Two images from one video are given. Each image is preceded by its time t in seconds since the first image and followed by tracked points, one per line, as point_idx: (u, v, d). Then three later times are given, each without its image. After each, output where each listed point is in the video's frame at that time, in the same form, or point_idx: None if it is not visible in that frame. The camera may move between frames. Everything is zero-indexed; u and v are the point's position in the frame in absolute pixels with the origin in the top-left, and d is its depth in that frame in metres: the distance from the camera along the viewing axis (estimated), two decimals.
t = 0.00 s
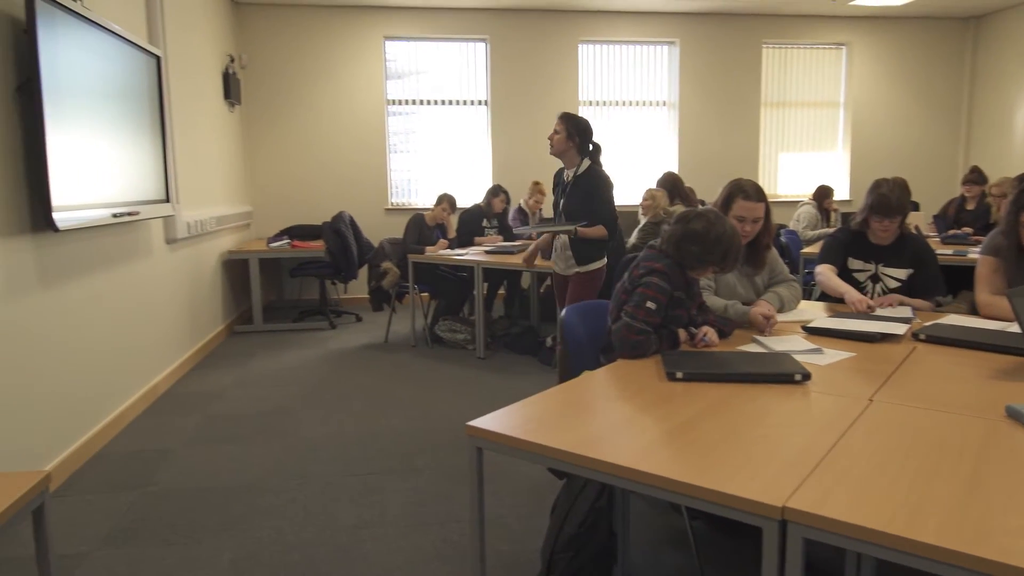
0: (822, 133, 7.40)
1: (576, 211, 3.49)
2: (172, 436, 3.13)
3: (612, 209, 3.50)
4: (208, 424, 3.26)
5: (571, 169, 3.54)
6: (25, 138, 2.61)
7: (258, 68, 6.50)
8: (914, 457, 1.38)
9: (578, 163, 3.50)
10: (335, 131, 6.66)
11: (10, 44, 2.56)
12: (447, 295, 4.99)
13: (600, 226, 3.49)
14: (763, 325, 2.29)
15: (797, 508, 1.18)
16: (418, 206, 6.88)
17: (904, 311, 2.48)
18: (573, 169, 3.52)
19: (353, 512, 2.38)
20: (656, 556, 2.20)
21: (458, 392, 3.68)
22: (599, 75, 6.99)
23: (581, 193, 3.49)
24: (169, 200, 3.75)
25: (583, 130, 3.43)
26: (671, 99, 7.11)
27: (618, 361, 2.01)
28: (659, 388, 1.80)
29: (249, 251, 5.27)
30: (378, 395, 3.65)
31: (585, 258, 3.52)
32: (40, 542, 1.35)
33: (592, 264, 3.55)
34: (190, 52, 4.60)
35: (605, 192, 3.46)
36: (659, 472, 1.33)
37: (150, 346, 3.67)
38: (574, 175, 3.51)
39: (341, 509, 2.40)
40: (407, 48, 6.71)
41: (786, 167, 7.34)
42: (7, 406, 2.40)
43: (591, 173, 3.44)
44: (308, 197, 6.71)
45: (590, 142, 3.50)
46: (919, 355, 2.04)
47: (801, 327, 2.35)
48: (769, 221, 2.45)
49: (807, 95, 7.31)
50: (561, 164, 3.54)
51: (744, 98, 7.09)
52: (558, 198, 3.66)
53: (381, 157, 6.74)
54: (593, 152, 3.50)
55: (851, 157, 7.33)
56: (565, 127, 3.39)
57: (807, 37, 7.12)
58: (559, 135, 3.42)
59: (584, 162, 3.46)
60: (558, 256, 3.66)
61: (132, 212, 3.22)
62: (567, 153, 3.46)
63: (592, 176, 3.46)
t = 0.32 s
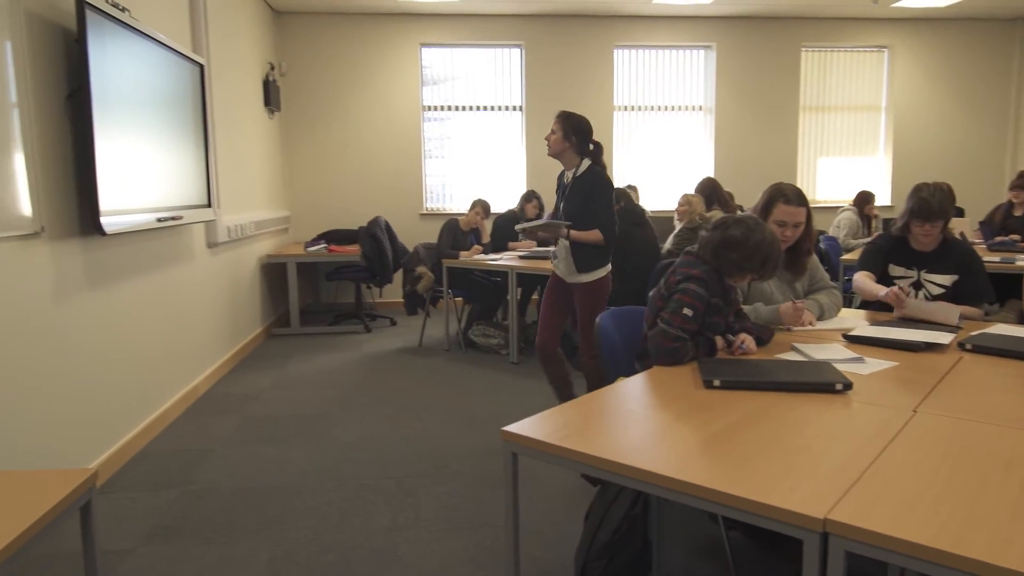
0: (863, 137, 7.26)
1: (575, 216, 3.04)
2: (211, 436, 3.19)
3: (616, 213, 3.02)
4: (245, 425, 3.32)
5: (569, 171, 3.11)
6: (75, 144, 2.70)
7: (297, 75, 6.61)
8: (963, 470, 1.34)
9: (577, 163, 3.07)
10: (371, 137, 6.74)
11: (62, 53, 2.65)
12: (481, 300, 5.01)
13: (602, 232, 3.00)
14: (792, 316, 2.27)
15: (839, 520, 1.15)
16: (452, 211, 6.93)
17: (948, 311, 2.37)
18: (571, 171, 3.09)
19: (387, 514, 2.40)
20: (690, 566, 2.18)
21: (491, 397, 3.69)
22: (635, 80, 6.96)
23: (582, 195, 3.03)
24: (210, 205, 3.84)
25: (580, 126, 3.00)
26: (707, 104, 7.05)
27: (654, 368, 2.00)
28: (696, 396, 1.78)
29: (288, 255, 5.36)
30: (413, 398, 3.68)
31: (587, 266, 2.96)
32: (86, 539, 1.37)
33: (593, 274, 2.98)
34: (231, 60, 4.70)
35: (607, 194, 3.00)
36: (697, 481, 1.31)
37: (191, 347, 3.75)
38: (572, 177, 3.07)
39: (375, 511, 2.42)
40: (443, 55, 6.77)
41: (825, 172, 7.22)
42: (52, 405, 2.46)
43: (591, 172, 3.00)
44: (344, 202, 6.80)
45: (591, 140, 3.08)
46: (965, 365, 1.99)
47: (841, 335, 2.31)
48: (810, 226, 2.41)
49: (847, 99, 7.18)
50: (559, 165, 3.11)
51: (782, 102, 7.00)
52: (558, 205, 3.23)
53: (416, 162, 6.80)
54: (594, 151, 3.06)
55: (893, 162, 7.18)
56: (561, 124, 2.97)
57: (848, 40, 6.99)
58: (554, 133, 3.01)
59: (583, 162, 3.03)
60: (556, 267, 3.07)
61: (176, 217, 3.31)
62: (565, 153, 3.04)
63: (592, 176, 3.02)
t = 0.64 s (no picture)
0: (907, 142, 7.10)
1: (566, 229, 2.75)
2: (251, 438, 3.24)
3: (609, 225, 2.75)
4: (285, 428, 3.37)
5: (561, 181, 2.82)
6: (124, 151, 2.78)
7: (337, 83, 6.72)
8: (1018, 486, 1.30)
9: (567, 173, 2.78)
10: (408, 143, 6.81)
11: (113, 65, 2.73)
12: (517, 306, 5.01)
13: (595, 246, 2.73)
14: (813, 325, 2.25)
15: (887, 533, 1.13)
16: (488, 217, 6.96)
17: (965, 242, 2.39)
18: (564, 180, 2.80)
19: (423, 518, 2.41)
20: None
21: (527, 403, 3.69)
22: (672, 86, 6.91)
23: (573, 206, 2.73)
24: (253, 211, 3.92)
25: (573, 134, 2.72)
26: (746, 109, 6.97)
27: (692, 375, 1.98)
28: (737, 405, 1.76)
29: (327, 260, 5.44)
30: (449, 404, 3.70)
31: (579, 280, 2.70)
32: (134, 538, 1.41)
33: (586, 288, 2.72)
34: (274, 70, 4.79)
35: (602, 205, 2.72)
36: (738, 492, 1.29)
37: (232, 351, 3.82)
38: (563, 187, 2.79)
39: (411, 515, 2.44)
40: (480, 62, 6.82)
41: (868, 178, 7.07)
42: (100, 406, 2.53)
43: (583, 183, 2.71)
44: (382, 208, 6.89)
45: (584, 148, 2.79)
46: (1017, 377, 1.93)
47: (886, 345, 2.25)
48: (853, 234, 2.37)
49: (890, 103, 7.04)
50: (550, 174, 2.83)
51: (824, 106, 6.88)
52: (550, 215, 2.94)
53: (453, 168, 6.85)
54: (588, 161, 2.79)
55: (939, 167, 7.00)
56: (552, 130, 2.69)
57: (892, 43, 6.85)
58: (545, 140, 2.72)
59: (576, 171, 2.75)
60: (547, 281, 2.82)
61: (220, 222, 3.39)
62: (556, 161, 2.75)
63: (585, 187, 2.72)
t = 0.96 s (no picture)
0: (963, 145, 6.89)
1: (570, 228, 2.60)
2: (298, 439, 3.30)
3: (615, 224, 2.63)
4: (331, 429, 3.43)
5: (561, 180, 2.68)
6: (180, 158, 2.87)
7: (383, 90, 6.82)
8: None
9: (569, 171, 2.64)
10: (453, 149, 6.87)
11: (171, 74, 2.83)
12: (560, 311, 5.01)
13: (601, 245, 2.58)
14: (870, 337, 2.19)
15: (947, 552, 1.09)
16: (531, 222, 6.98)
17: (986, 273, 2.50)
18: (565, 180, 2.66)
19: (466, 523, 2.43)
20: None
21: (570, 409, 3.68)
22: (719, 90, 6.83)
23: (578, 205, 2.59)
24: (302, 216, 4.01)
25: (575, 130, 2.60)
26: (794, 112, 6.85)
27: (740, 383, 1.96)
28: (787, 415, 1.73)
29: (372, 264, 5.52)
30: (493, 408, 3.71)
31: (585, 281, 2.55)
32: (189, 535, 1.45)
33: (593, 289, 2.59)
34: (323, 77, 4.88)
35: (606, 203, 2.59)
36: (790, 505, 1.26)
37: (280, 353, 3.90)
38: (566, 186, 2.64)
39: (454, 519, 2.45)
40: (523, 68, 6.85)
41: (923, 183, 6.88)
42: (153, 406, 2.61)
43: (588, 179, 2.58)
44: (426, 212, 6.96)
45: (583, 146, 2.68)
46: None
47: (942, 355, 2.19)
48: (910, 246, 2.31)
49: (946, 106, 6.84)
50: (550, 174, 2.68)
51: (876, 110, 6.71)
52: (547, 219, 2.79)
53: (496, 173, 6.88)
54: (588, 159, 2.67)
55: (999, 171, 6.77)
56: (556, 127, 2.56)
57: (948, 43, 6.65)
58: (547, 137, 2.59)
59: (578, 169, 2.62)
60: (547, 284, 2.68)
61: (270, 226, 3.47)
62: (558, 159, 2.61)
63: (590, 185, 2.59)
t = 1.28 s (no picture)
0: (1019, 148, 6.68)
1: (570, 242, 2.44)
2: (340, 440, 3.35)
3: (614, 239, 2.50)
4: (372, 431, 3.47)
5: (557, 191, 2.51)
6: (229, 164, 2.94)
7: (424, 95, 6.89)
8: None
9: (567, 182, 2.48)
10: (492, 153, 6.90)
11: (221, 84, 2.90)
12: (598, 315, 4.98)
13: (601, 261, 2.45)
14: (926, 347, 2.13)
15: (1005, 568, 1.06)
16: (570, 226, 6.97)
17: None
18: (563, 190, 2.50)
19: (504, 527, 2.43)
20: None
21: (610, 414, 3.67)
22: (762, 93, 6.72)
23: (580, 217, 2.44)
24: (346, 221, 4.07)
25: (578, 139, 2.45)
26: (841, 115, 6.71)
27: (785, 391, 1.92)
28: (835, 425, 1.69)
29: (411, 268, 5.57)
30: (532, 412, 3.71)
31: (585, 298, 2.42)
32: (237, 535, 1.47)
33: (591, 306, 2.45)
34: (365, 83, 4.95)
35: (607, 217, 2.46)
36: (839, 516, 1.24)
37: (324, 355, 3.97)
38: (565, 197, 2.48)
39: (493, 523, 2.46)
40: (563, 72, 6.85)
41: (976, 186, 6.67)
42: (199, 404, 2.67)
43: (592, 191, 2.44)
44: (466, 217, 7.00)
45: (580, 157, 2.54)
46: None
47: (997, 365, 2.12)
48: (966, 254, 2.24)
49: (1000, 107, 6.64)
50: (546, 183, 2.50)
51: (927, 112, 6.54)
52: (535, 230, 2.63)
53: (536, 178, 6.89)
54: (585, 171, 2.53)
55: None
56: (564, 133, 2.39)
57: (1003, 42, 6.45)
58: (553, 143, 2.40)
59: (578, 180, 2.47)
60: (538, 300, 2.51)
61: (314, 230, 3.53)
62: (562, 168, 2.44)
63: (593, 198, 2.45)
